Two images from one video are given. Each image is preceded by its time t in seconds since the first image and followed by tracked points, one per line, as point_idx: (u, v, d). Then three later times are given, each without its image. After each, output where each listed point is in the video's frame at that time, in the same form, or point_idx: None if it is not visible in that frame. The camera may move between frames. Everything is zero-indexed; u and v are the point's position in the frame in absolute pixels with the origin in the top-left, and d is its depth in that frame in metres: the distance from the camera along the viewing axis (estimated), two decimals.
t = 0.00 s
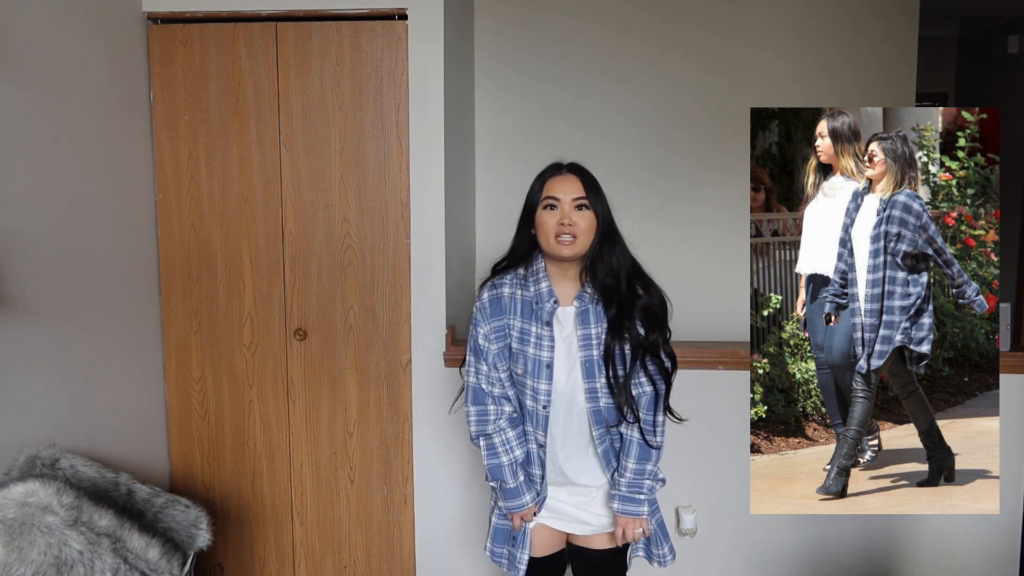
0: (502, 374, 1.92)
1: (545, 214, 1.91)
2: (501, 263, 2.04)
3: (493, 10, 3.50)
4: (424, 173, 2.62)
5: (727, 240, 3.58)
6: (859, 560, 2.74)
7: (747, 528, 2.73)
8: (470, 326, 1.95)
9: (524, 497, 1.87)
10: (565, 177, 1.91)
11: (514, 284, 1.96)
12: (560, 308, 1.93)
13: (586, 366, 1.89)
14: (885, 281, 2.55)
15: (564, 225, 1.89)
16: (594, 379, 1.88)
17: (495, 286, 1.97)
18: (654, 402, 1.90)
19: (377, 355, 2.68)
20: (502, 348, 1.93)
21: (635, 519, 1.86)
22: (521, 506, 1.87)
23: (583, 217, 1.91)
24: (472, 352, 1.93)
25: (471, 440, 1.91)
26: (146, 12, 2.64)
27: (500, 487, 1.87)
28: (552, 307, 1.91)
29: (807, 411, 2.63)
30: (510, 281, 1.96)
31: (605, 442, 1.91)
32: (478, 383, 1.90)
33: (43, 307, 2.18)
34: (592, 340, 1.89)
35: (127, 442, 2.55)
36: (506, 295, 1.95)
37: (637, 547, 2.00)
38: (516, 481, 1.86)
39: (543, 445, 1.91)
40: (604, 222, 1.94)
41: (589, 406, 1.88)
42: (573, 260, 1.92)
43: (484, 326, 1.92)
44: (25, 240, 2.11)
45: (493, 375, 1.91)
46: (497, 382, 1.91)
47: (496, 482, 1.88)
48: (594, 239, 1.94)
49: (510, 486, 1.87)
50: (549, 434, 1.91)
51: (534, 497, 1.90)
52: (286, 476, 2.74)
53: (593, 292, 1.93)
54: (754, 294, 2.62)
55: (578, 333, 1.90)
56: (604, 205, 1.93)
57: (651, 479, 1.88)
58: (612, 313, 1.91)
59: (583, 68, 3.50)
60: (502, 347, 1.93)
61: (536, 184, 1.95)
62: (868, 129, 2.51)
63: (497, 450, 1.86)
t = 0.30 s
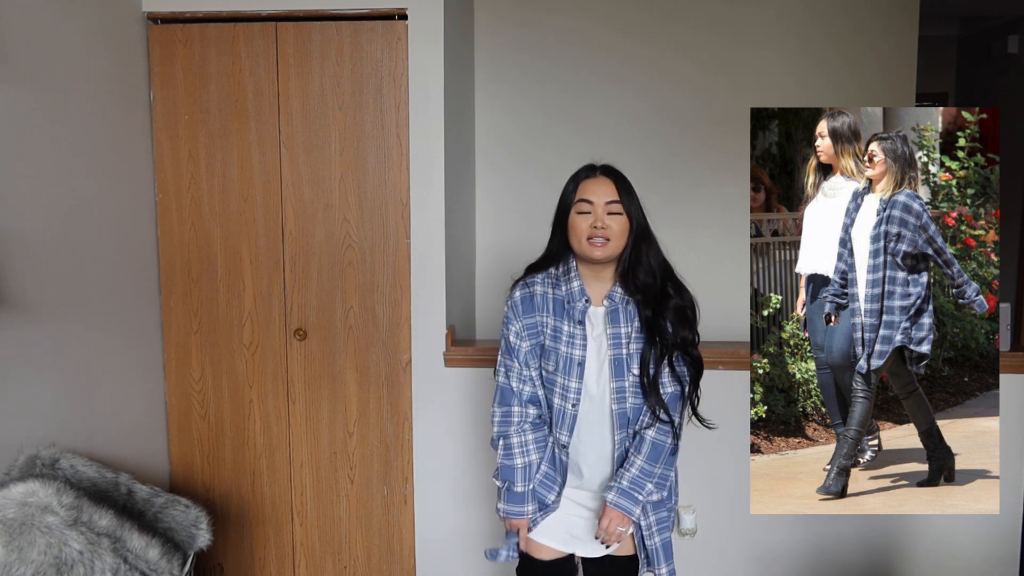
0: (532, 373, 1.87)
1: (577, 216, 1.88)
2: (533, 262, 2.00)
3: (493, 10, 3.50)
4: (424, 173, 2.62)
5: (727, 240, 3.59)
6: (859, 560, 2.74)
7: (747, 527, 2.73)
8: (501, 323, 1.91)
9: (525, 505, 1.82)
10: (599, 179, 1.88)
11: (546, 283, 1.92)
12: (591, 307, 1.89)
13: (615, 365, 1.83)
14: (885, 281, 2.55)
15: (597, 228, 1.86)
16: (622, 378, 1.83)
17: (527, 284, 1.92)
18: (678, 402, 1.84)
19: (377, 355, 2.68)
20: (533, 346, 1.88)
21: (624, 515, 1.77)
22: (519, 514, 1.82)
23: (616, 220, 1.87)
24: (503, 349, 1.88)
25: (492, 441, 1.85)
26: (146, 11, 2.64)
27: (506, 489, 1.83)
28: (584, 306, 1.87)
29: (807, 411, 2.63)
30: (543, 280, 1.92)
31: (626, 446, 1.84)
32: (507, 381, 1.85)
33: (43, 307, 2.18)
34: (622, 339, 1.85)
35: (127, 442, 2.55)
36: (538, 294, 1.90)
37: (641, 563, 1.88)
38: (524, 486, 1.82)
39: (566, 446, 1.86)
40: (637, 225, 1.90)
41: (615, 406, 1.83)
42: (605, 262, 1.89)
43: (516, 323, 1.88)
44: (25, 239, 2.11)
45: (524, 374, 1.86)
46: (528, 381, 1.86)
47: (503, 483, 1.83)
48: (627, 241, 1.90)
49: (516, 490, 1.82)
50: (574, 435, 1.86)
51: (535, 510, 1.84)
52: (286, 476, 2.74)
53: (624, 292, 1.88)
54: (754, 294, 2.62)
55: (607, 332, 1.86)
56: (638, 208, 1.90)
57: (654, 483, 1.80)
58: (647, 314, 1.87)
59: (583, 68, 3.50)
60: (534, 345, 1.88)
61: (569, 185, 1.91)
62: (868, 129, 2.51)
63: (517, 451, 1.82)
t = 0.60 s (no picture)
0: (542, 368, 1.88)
1: (575, 219, 1.88)
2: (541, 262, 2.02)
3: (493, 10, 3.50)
4: (425, 173, 2.62)
5: (727, 240, 3.59)
6: (859, 560, 2.74)
7: (747, 528, 2.73)
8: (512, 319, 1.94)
9: (550, 491, 1.78)
10: (595, 181, 1.87)
11: (551, 281, 1.93)
12: (592, 306, 1.89)
13: (607, 361, 1.83)
14: (885, 281, 2.55)
15: (592, 230, 1.85)
16: (614, 374, 1.83)
17: (533, 281, 1.95)
18: (665, 400, 1.83)
19: (377, 355, 2.68)
20: (541, 340, 1.90)
21: (608, 509, 1.75)
22: (546, 502, 1.78)
23: (612, 221, 1.87)
24: (515, 345, 1.91)
25: (505, 433, 1.86)
26: (146, 11, 2.64)
27: (528, 479, 1.79)
28: (585, 305, 1.88)
29: (807, 411, 2.63)
30: (547, 279, 1.94)
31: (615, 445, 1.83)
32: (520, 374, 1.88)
33: (44, 307, 2.18)
34: (617, 336, 1.85)
35: (127, 442, 2.55)
36: (543, 290, 1.92)
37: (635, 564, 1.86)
38: (545, 473, 1.79)
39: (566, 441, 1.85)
40: (635, 225, 1.89)
41: (606, 402, 1.83)
42: (604, 263, 1.88)
43: (525, 318, 1.91)
44: (25, 240, 2.11)
45: (535, 368, 1.87)
46: (540, 374, 1.87)
47: (523, 475, 1.81)
48: (625, 242, 1.89)
49: (537, 478, 1.79)
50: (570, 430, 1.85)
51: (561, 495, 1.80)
52: (286, 476, 2.74)
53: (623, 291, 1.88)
54: (754, 294, 2.61)
55: (603, 329, 1.86)
56: (636, 208, 1.89)
57: (638, 477, 1.79)
58: (638, 312, 1.86)
59: (583, 68, 3.50)
60: (542, 340, 1.89)
61: (568, 189, 1.92)
62: (868, 129, 2.51)
63: (531, 444, 1.81)
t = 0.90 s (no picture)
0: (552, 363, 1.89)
1: (577, 219, 1.89)
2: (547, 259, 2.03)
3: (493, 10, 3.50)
4: (425, 173, 2.62)
5: (727, 240, 3.59)
6: (859, 560, 2.74)
7: (746, 528, 2.73)
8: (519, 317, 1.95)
9: (558, 482, 1.79)
10: (597, 180, 1.88)
11: (557, 278, 1.94)
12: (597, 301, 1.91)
13: (612, 356, 1.84)
14: (885, 281, 2.55)
15: (595, 229, 1.87)
16: (619, 369, 1.83)
17: (539, 278, 1.96)
18: (666, 393, 1.82)
19: (377, 355, 2.68)
20: (548, 336, 1.91)
21: (621, 506, 1.74)
22: (553, 493, 1.78)
23: (614, 220, 1.87)
24: (523, 341, 1.92)
25: (514, 429, 1.87)
26: (146, 11, 2.64)
27: (537, 469, 1.80)
28: (590, 301, 1.89)
29: (807, 411, 2.63)
30: (552, 277, 1.95)
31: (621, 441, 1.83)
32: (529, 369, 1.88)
33: (44, 307, 2.18)
34: (622, 332, 1.85)
35: (127, 442, 2.54)
36: (549, 287, 1.94)
37: (649, 562, 1.84)
38: (554, 464, 1.80)
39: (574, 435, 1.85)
40: (637, 222, 1.89)
41: (612, 397, 1.82)
42: (607, 260, 1.90)
43: (532, 315, 1.92)
44: (25, 240, 2.11)
45: (544, 362, 1.88)
46: (548, 368, 1.87)
47: (533, 466, 1.81)
48: (627, 239, 1.90)
49: (546, 469, 1.80)
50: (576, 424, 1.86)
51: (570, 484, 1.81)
52: (286, 477, 2.74)
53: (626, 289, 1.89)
54: (754, 294, 2.61)
55: (608, 325, 1.87)
56: (637, 206, 1.89)
57: (646, 471, 1.77)
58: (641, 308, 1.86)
59: (583, 68, 3.50)
60: (549, 336, 1.91)
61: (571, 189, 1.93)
62: (868, 129, 2.51)
63: (541, 437, 1.81)
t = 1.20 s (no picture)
0: (555, 351, 1.89)
1: (595, 210, 1.89)
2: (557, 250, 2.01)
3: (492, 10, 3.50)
4: (425, 172, 2.62)
5: (727, 240, 3.59)
6: (858, 560, 2.74)
7: (746, 528, 2.73)
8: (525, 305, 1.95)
9: (561, 467, 1.80)
10: (616, 172, 1.89)
11: (567, 268, 1.94)
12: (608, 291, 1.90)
13: (624, 349, 1.83)
14: (885, 281, 2.55)
15: (612, 221, 1.87)
16: (631, 363, 1.83)
17: (549, 266, 1.96)
18: (688, 392, 1.84)
19: (377, 355, 2.68)
20: (553, 325, 1.91)
21: (630, 501, 1.76)
22: (556, 478, 1.79)
23: (631, 213, 1.88)
24: (526, 329, 1.92)
25: (513, 416, 1.88)
26: (146, 11, 2.64)
27: (539, 455, 1.80)
28: (601, 291, 1.88)
29: (807, 411, 2.63)
30: (563, 266, 1.94)
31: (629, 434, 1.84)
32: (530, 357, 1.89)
33: (44, 307, 2.18)
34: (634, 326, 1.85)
35: (127, 442, 2.54)
36: (559, 276, 1.93)
37: (645, 560, 1.84)
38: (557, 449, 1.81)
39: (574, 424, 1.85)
40: (654, 217, 1.90)
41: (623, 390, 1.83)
42: (622, 254, 1.90)
43: (539, 303, 1.92)
44: (24, 240, 2.11)
45: (545, 351, 1.88)
46: (550, 357, 1.88)
47: (534, 451, 1.81)
48: (643, 233, 1.90)
49: (549, 454, 1.80)
50: (580, 413, 1.86)
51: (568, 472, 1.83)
52: (286, 476, 2.74)
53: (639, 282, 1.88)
54: (754, 294, 2.61)
55: (620, 317, 1.86)
56: (654, 200, 1.90)
57: (659, 468, 1.79)
58: (658, 303, 1.86)
59: (583, 68, 3.50)
60: (554, 324, 1.91)
61: (589, 180, 1.93)
62: (868, 129, 2.51)
63: (542, 424, 1.82)
